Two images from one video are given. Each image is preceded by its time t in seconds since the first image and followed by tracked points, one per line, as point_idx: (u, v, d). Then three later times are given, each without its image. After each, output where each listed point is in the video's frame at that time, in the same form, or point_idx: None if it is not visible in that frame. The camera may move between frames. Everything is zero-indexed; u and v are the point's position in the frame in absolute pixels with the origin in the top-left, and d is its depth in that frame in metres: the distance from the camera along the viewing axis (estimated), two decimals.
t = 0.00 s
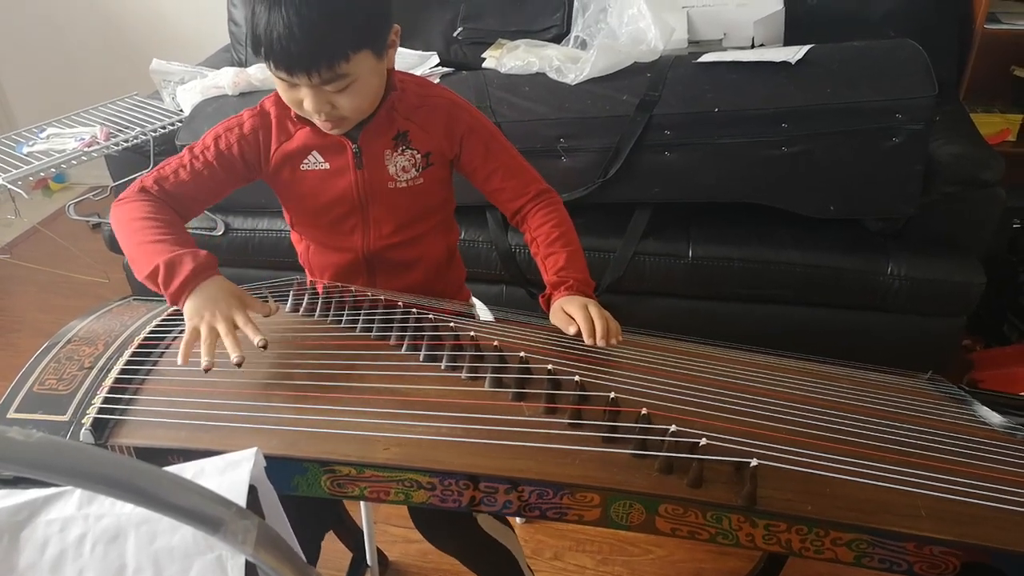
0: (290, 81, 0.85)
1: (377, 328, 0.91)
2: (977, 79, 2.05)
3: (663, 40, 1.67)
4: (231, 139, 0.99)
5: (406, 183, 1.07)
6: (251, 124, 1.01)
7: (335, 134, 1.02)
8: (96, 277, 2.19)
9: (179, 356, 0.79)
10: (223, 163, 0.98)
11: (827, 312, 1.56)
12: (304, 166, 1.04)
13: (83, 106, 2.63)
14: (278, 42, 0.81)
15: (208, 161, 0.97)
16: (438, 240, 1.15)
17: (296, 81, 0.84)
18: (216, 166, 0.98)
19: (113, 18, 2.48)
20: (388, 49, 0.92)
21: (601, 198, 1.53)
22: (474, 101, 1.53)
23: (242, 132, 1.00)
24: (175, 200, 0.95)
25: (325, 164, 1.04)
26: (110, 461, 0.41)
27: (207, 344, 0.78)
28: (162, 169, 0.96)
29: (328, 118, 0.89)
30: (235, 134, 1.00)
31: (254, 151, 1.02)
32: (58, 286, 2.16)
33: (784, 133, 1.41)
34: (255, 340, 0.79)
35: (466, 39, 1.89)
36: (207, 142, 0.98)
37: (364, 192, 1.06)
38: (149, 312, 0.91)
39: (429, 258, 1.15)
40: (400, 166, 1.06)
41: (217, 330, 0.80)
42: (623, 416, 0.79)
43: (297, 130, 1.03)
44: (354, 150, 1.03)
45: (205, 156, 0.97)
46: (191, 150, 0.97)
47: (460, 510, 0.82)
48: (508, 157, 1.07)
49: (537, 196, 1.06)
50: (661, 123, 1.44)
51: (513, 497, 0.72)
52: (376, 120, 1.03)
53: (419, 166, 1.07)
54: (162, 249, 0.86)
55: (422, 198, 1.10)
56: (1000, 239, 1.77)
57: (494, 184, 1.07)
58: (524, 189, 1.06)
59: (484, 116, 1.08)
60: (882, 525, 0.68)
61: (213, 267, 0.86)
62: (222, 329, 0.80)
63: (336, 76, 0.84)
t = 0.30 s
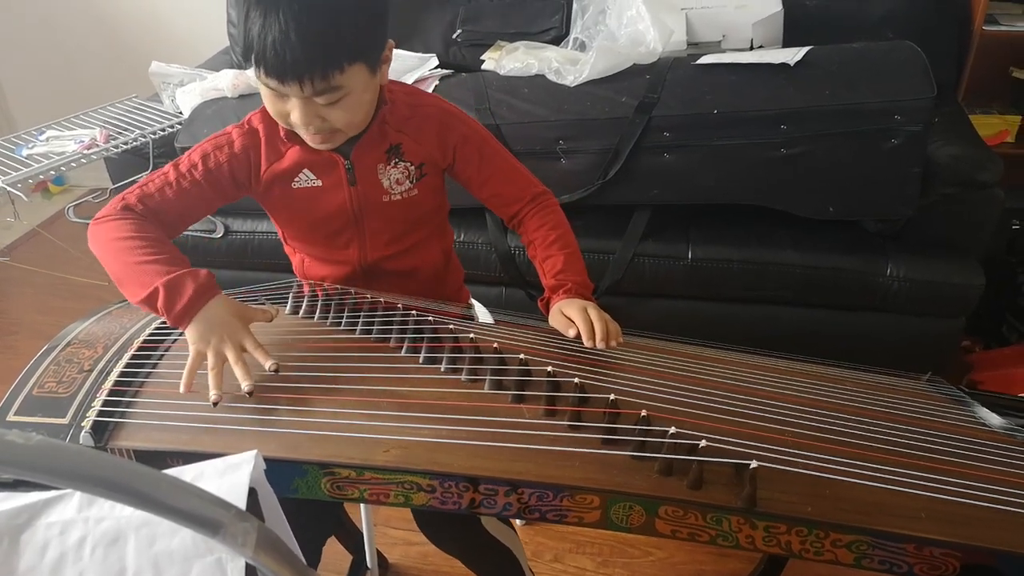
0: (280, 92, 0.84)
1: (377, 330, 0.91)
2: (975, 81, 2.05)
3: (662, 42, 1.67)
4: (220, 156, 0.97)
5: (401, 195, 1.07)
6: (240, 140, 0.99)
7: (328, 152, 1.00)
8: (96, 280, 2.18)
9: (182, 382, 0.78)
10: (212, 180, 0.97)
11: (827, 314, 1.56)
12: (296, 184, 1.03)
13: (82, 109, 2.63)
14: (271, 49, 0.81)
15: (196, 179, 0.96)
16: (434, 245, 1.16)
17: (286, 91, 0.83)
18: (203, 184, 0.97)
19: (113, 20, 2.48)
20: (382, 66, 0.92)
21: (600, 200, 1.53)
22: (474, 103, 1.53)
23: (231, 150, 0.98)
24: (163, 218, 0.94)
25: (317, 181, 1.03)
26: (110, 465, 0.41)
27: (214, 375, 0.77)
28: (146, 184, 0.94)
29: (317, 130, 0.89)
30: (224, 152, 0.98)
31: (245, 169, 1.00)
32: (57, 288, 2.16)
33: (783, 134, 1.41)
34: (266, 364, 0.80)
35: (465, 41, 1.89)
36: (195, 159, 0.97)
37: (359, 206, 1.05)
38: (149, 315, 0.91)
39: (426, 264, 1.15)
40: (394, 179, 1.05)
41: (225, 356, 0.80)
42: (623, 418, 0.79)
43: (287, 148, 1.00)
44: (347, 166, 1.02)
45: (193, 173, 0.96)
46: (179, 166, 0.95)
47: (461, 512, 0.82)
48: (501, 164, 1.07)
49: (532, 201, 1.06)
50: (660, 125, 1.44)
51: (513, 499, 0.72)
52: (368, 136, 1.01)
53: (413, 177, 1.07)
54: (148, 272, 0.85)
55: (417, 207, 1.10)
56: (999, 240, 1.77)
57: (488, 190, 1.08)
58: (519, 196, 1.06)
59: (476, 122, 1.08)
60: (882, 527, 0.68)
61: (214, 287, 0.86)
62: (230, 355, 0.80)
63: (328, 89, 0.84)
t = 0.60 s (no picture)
0: (275, 115, 0.85)
1: (377, 332, 0.91)
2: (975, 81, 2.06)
3: (662, 43, 1.67)
4: (220, 159, 0.98)
5: (400, 202, 1.07)
6: (240, 145, 0.99)
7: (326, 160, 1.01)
8: (97, 283, 2.19)
9: (184, 385, 0.79)
10: (212, 183, 0.98)
11: (828, 314, 1.56)
12: (294, 190, 1.03)
13: (83, 112, 2.64)
14: (263, 79, 0.81)
15: (196, 182, 0.96)
16: (433, 249, 1.16)
17: (281, 115, 0.84)
18: (203, 187, 0.97)
19: (114, 23, 2.49)
20: (376, 79, 0.92)
21: (601, 202, 1.53)
22: (474, 105, 1.54)
23: (232, 153, 0.99)
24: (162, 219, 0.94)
25: (316, 188, 1.03)
26: (111, 467, 0.41)
27: (216, 376, 0.78)
28: (145, 185, 0.94)
29: (314, 148, 0.90)
30: (224, 155, 0.98)
31: (244, 174, 1.01)
32: (59, 292, 2.16)
33: (783, 135, 1.41)
34: (268, 365, 0.81)
35: (465, 43, 1.89)
36: (195, 162, 0.97)
37: (357, 212, 1.06)
38: (150, 317, 0.92)
39: (426, 268, 1.16)
40: (393, 186, 1.06)
41: (227, 357, 0.80)
42: (623, 418, 0.79)
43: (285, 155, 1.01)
44: (345, 174, 1.02)
45: (193, 175, 0.96)
46: (179, 168, 0.96)
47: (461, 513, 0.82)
48: (500, 170, 1.07)
49: (532, 206, 1.06)
50: (660, 127, 1.44)
51: (513, 500, 0.72)
52: (366, 145, 1.02)
53: (411, 184, 1.07)
54: (148, 274, 0.86)
55: (416, 213, 1.10)
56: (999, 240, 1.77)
57: (488, 196, 1.08)
58: (519, 202, 1.06)
59: (475, 128, 1.08)
60: (882, 527, 0.68)
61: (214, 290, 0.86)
62: (233, 356, 0.80)
63: (324, 114, 0.84)
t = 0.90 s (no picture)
0: (300, 52, 0.86)
1: (378, 330, 0.91)
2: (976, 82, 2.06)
3: (663, 44, 1.67)
4: (218, 159, 0.98)
5: (401, 204, 1.07)
6: (238, 145, 0.99)
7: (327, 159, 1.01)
8: (99, 281, 2.19)
9: (185, 384, 0.79)
10: (210, 183, 0.98)
11: (828, 315, 1.57)
12: (295, 190, 1.03)
13: (85, 111, 2.64)
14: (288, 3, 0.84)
15: (195, 183, 0.96)
16: (434, 250, 1.16)
17: (307, 47, 0.86)
18: (201, 187, 0.97)
19: (116, 22, 2.49)
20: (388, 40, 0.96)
21: (601, 201, 1.54)
22: (475, 105, 1.54)
23: (230, 154, 0.99)
24: (160, 220, 0.95)
25: (317, 189, 1.03)
26: (114, 462, 0.42)
27: (215, 375, 0.78)
28: (145, 185, 0.95)
29: (339, 99, 0.89)
30: (223, 156, 0.98)
31: (244, 174, 1.01)
32: (60, 290, 2.16)
33: (784, 136, 1.41)
34: (268, 364, 0.81)
35: (467, 43, 1.89)
36: (193, 162, 0.97)
37: (358, 213, 1.06)
38: (151, 315, 0.92)
39: (426, 269, 1.16)
40: (394, 188, 1.06)
41: (227, 357, 0.80)
42: (623, 417, 0.79)
43: (286, 154, 1.01)
44: (346, 174, 1.02)
45: (191, 175, 0.96)
46: (177, 168, 0.96)
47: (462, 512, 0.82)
48: (502, 171, 1.07)
49: (534, 207, 1.06)
50: (661, 127, 1.44)
51: (514, 499, 0.72)
52: (367, 144, 1.02)
53: (413, 186, 1.07)
54: (148, 275, 0.86)
55: (417, 215, 1.10)
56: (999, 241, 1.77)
57: (490, 196, 1.08)
58: (520, 202, 1.06)
59: (477, 129, 1.08)
60: (881, 526, 0.68)
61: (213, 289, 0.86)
62: (233, 355, 0.80)
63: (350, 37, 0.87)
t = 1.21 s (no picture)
0: (311, 19, 0.89)
1: (380, 331, 0.91)
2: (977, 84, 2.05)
3: (665, 45, 1.66)
4: (227, 153, 0.98)
5: (407, 199, 1.07)
6: (246, 138, 0.99)
7: (336, 151, 1.01)
8: (102, 283, 2.20)
9: (188, 383, 0.79)
10: (219, 177, 0.98)
11: (830, 316, 1.57)
12: (303, 183, 1.03)
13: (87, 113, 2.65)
14: None
15: (204, 177, 0.97)
16: (438, 248, 1.16)
17: (318, 13, 0.89)
18: (211, 181, 0.97)
19: (118, 24, 2.50)
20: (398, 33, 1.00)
21: (603, 202, 1.54)
22: (476, 106, 1.54)
23: (238, 147, 0.99)
24: (171, 216, 0.95)
25: (325, 182, 1.03)
26: (118, 460, 0.42)
27: (218, 376, 0.78)
28: (155, 182, 0.95)
29: (347, 63, 0.91)
30: (231, 149, 0.98)
31: (252, 167, 1.01)
32: (63, 291, 2.17)
33: (785, 137, 1.41)
34: (271, 364, 0.81)
35: (468, 44, 1.90)
36: (202, 157, 0.97)
37: (365, 208, 1.06)
38: (154, 316, 0.92)
39: (430, 266, 1.16)
40: (401, 183, 1.06)
41: (231, 358, 0.81)
42: (625, 417, 0.80)
43: (294, 146, 1.01)
44: (355, 167, 1.02)
45: (200, 170, 0.96)
46: (187, 164, 0.96)
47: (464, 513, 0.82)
48: (509, 170, 1.07)
49: (540, 206, 1.07)
50: (662, 128, 1.45)
51: (516, 499, 0.72)
52: (376, 138, 1.02)
53: (420, 182, 1.07)
54: (157, 271, 0.86)
55: (423, 211, 1.10)
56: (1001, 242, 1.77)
57: (496, 194, 1.09)
58: (527, 201, 1.07)
59: (485, 128, 1.09)
60: (884, 527, 0.68)
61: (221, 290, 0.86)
62: (237, 357, 0.81)
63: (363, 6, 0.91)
